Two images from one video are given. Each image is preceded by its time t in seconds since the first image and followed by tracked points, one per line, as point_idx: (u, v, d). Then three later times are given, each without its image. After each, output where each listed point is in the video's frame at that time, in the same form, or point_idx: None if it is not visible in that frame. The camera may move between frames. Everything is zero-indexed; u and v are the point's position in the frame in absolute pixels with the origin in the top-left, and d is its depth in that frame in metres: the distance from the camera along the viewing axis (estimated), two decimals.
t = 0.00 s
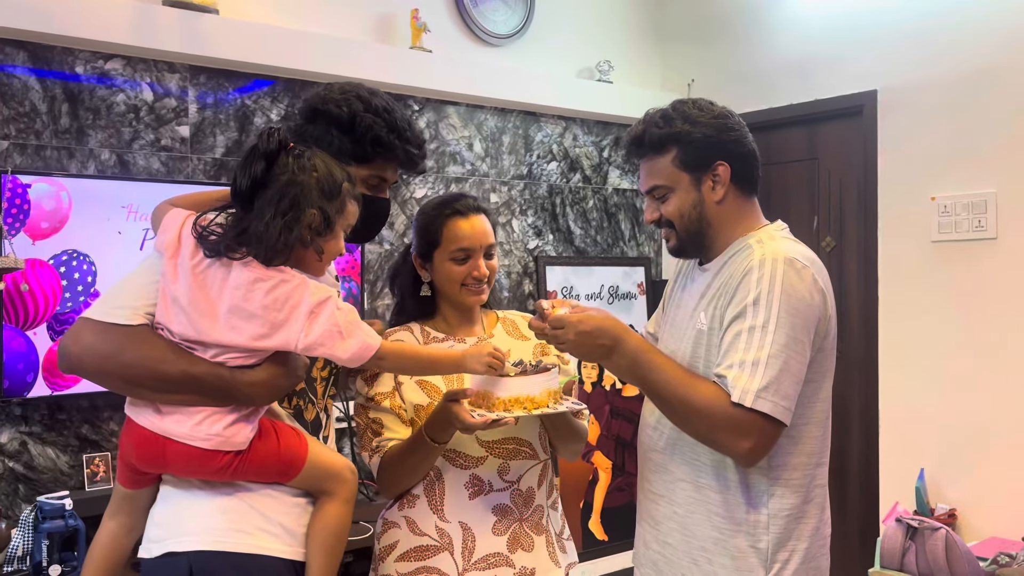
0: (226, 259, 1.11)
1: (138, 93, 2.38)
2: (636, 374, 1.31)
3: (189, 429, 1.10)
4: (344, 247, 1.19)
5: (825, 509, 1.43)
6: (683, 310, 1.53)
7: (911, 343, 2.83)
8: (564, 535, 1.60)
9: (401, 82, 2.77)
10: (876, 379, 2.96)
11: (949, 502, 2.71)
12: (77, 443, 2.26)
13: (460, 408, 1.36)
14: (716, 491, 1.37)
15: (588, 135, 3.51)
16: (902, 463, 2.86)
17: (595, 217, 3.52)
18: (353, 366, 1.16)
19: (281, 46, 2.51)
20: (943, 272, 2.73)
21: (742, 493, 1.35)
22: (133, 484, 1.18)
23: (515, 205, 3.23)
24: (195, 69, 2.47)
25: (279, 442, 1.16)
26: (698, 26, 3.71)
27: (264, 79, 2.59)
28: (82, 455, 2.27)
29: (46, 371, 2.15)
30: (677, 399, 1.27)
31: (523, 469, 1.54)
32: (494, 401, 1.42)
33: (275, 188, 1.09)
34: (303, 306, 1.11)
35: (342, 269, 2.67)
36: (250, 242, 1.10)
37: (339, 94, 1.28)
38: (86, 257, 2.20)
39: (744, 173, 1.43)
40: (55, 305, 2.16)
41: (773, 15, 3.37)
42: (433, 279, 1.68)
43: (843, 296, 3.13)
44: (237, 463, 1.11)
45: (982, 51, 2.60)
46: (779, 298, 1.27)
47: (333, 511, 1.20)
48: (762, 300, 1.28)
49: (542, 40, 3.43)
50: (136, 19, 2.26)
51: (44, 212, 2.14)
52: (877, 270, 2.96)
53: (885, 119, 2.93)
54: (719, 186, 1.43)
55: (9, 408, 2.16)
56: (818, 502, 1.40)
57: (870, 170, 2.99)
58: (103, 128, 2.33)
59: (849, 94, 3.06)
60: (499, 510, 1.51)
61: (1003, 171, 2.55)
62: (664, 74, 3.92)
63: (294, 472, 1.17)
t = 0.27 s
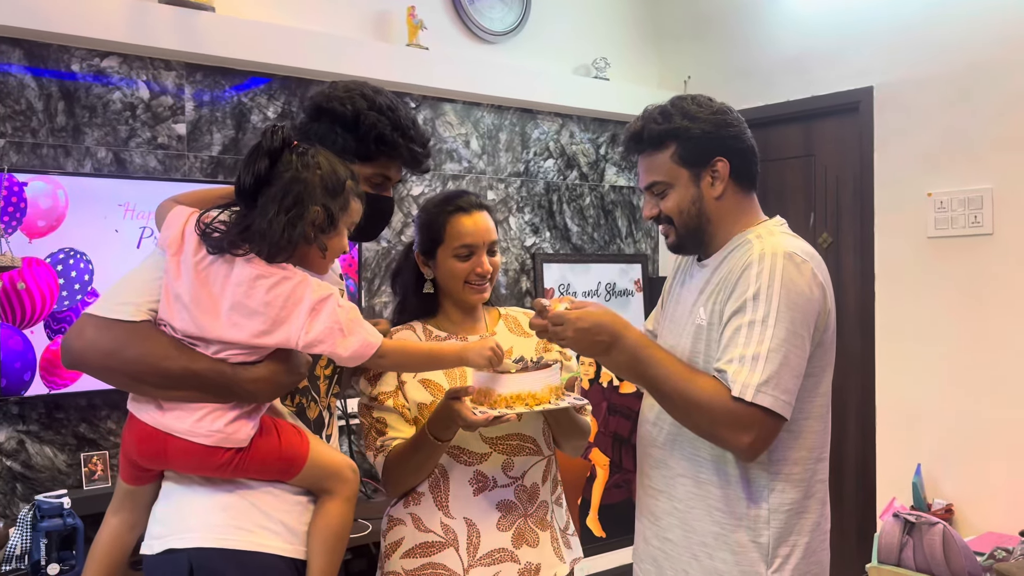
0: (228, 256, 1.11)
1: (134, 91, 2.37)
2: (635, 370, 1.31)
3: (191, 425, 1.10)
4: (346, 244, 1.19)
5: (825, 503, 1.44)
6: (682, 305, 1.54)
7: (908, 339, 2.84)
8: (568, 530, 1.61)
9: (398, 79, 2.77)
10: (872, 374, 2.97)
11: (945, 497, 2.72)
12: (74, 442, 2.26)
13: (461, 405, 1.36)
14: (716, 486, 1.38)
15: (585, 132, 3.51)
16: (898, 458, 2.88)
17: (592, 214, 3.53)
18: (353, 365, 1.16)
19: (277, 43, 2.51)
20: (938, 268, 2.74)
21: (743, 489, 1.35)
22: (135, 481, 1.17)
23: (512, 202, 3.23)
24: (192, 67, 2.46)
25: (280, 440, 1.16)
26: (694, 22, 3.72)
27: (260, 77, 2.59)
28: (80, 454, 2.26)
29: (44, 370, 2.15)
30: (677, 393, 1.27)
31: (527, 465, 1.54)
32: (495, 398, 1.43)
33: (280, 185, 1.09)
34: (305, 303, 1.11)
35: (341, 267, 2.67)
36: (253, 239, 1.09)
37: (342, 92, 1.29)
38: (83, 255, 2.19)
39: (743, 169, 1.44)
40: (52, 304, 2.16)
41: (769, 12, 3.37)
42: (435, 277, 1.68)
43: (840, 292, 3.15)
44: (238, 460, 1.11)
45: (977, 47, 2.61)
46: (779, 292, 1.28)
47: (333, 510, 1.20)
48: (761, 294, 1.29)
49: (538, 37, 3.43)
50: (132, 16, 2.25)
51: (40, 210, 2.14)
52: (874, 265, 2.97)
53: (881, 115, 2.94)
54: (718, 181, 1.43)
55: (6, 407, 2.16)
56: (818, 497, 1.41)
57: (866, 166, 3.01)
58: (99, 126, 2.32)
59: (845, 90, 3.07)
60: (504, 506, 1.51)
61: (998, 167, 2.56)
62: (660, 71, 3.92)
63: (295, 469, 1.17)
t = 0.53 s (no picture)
0: (230, 252, 1.11)
1: (128, 88, 2.36)
2: (634, 365, 1.32)
3: (192, 419, 1.09)
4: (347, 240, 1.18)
5: (824, 497, 1.44)
6: (680, 299, 1.54)
7: (904, 333, 2.85)
8: (570, 524, 1.61)
9: (394, 75, 2.77)
10: (869, 369, 2.99)
11: (942, 491, 2.73)
12: (70, 440, 2.25)
13: (460, 400, 1.36)
14: (716, 480, 1.38)
15: (581, 129, 3.51)
16: (894, 452, 2.89)
17: (588, 211, 3.53)
18: (356, 359, 1.15)
19: (272, 39, 2.50)
20: (934, 262, 2.75)
21: (742, 483, 1.36)
22: (136, 476, 1.17)
23: (508, 198, 3.23)
24: (187, 63, 2.45)
25: (280, 434, 1.16)
26: (690, 19, 3.72)
27: (256, 74, 2.58)
28: (75, 452, 2.25)
29: (39, 367, 2.14)
30: (673, 386, 1.28)
31: (528, 461, 1.55)
32: (497, 393, 1.43)
33: (280, 179, 1.09)
34: (307, 297, 1.11)
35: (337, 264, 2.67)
36: (256, 234, 1.09)
37: (341, 88, 1.31)
38: (78, 252, 2.18)
39: (740, 164, 1.44)
40: (47, 301, 2.14)
41: (765, 8, 3.38)
42: (435, 272, 1.68)
43: (836, 288, 3.16)
44: (239, 456, 1.11)
45: (972, 43, 2.62)
46: (775, 286, 1.28)
47: (333, 505, 1.20)
48: (759, 288, 1.29)
49: (534, 33, 3.43)
50: (126, 12, 2.24)
51: (35, 207, 2.12)
52: (870, 260, 2.98)
53: (876, 110, 2.95)
54: (715, 176, 1.43)
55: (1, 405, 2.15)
56: (817, 491, 1.41)
57: (863, 162, 3.01)
58: (94, 123, 2.31)
59: (841, 86, 3.08)
60: (505, 502, 1.51)
61: (993, 162, 2.56)
62: (656, 67, 3.93)
63: (295, 466, 1.17)
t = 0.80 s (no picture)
0: (233, 253, 1.09)
1: (121, 86, 2.35)
2: (628, 364, 1.33)
3: (195, 425, 1.08)
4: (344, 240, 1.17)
5: (818, 494, 1.45)
6: (674, 296, 1.55)
7: (897, 330, 2.87)
8: (562, 522, 1.61)
9: (388, 73, 2.76)
10: (862, 365, 3.00)
11: (935, 487, 2.75)
12: (64, 439, 2.24)
13: (456, 397, 1.36)
14: (711, 477, 1.39)
15: (575, 126, 3.51)
16: (888, 449, 2.90)
17: (582, 208, 3.53)
18: (359, 361, 1.15)
19: (266, 35, 2.49)
20: (927, 259, 2.76)
21: (737, 480, 1.36)
22: (126, 482, 1.15)
23: (502, 196, 3.23)
24: (180, 61, 2.44)
25: (281, 436, 1.16)
26: (684, 16, 3.72)
27: (249, 71, 2.57)
28: (69, 451, 2.25)
29: (32, 366, 2.13)
30: (667, 385, 1.28)
31: (521, 460, 1.55)
32: (492, 390, 1.43)
33: (282, 180, 1.07)
34: (312, 300, 1.10)
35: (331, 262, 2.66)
36: (258, 236, 1.07)
37: (350, 90, 1.32)
38: (71, 251, 2.18)
39: (735, 162, 1.44)
40: (40, 300, 2.13)
41: (759, 5, 3.39)
42: (431, 269, 1.68)
43: (829, 285, 3.18)
44: (242, 459, 1.11)
45: (965, 41, 2.63)
46: (769, 284, 1.29)
47: (332, 503, 1.20)
48: (753, 285, 1.29)
49: (528, 30, 3.43)
50: (117, 9, 2.23)
51: (27, 205, 2.11)
52: (864, 257, 2.99)
53: (870, 108, 2.96)
54: (709, 174, 1.43)
55: None
56: (811, 487, 1.42)
57: (856, 159, 3.02)
58: (86, 121, 2.30)
59: (835, 83, 3.09)
60: (497, 500, 1.51)
61: (985, 160, 2.58)
62: (650, 64, 3.93)
63: (295, 466, 1.17)
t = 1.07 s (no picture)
0: (227, 256, 1.08)
1: (113, 84, 2.34)
2: (621, 363, 1.33)
3: (191, 431, 1.07)
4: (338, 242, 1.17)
5: (810, 492, 1.45)
6: (667, 295, 1.55)
7: (889, 329, 2.88)
8: (549, 522, 1.62)
9: (382, 71, 2.76)
10: (855, 364, 3.01)
11: (927, 485, 2.76)
12: (56, 438, 2.23)
13: (447, 397, 1.37)
14: (704, 476, 1.39)
15: (569, 125, 3.52)
16: (880, 447, 2.92)
17: (576, 207, 3.54)
18: (355, 365, 1.15)
19: (259, 33, 2.49)
20: (920, 258, 2.78)
21: (730, 478, 1.37)
22: (114, 487, 1.13)
23: (497, 195, 3.23)
24: (173, 59, 2.44)
25: (275, 439, 1.16)
26: (678, 15, 3.73)
27: (243, 70, 2.57)
28: (61, 451, 2.24)
29: (24, 366, 2.12)
30: (659, 385, 1.29)
31: (510, 460, 1.55)
32: (484, 391, 1.44)
33: (278, 180, 1.07)
34: (308, 304, 1.09)
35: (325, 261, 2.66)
36: (252, 236, 1.06)
37: (329, 87, 1.30)
38: (63, 249, 2.17)
39: (727, 161, 1.45)
40: (32, 298, 2.13)
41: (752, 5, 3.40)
42: (424, 265, 1.68)
43: (821, 284, 3.19)
44: (238, 464, 1.11)
45: (957, 40, 2.65)
46: (760, 283, 1.30)
47: (327, 504, 1.21)
48: (745, 284, 1.30)
49: (522, 29, 3.43)
50: (111, 7, 2.22)
51: (19, 204, 2.10)
52: (856, 256, 3.01)
53: (863, 108, 2.97)
54: (702, 172, 1.44)
55: None
56: (803, 485, 1.43)
57: (849, 158, 3.03)
58: (79, 119, 2.29)
59: (828, 83, 3.10)
60: (485, 500, 1.51)
61: (977, 159, 2.59)
62: (644, 63, 3.94)
63: (288, 470, 1.17)
